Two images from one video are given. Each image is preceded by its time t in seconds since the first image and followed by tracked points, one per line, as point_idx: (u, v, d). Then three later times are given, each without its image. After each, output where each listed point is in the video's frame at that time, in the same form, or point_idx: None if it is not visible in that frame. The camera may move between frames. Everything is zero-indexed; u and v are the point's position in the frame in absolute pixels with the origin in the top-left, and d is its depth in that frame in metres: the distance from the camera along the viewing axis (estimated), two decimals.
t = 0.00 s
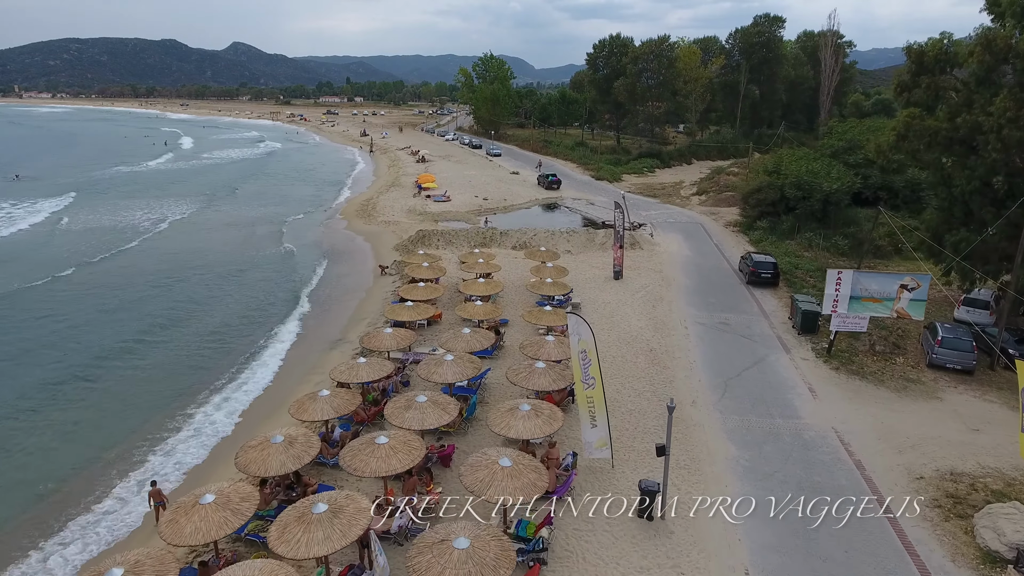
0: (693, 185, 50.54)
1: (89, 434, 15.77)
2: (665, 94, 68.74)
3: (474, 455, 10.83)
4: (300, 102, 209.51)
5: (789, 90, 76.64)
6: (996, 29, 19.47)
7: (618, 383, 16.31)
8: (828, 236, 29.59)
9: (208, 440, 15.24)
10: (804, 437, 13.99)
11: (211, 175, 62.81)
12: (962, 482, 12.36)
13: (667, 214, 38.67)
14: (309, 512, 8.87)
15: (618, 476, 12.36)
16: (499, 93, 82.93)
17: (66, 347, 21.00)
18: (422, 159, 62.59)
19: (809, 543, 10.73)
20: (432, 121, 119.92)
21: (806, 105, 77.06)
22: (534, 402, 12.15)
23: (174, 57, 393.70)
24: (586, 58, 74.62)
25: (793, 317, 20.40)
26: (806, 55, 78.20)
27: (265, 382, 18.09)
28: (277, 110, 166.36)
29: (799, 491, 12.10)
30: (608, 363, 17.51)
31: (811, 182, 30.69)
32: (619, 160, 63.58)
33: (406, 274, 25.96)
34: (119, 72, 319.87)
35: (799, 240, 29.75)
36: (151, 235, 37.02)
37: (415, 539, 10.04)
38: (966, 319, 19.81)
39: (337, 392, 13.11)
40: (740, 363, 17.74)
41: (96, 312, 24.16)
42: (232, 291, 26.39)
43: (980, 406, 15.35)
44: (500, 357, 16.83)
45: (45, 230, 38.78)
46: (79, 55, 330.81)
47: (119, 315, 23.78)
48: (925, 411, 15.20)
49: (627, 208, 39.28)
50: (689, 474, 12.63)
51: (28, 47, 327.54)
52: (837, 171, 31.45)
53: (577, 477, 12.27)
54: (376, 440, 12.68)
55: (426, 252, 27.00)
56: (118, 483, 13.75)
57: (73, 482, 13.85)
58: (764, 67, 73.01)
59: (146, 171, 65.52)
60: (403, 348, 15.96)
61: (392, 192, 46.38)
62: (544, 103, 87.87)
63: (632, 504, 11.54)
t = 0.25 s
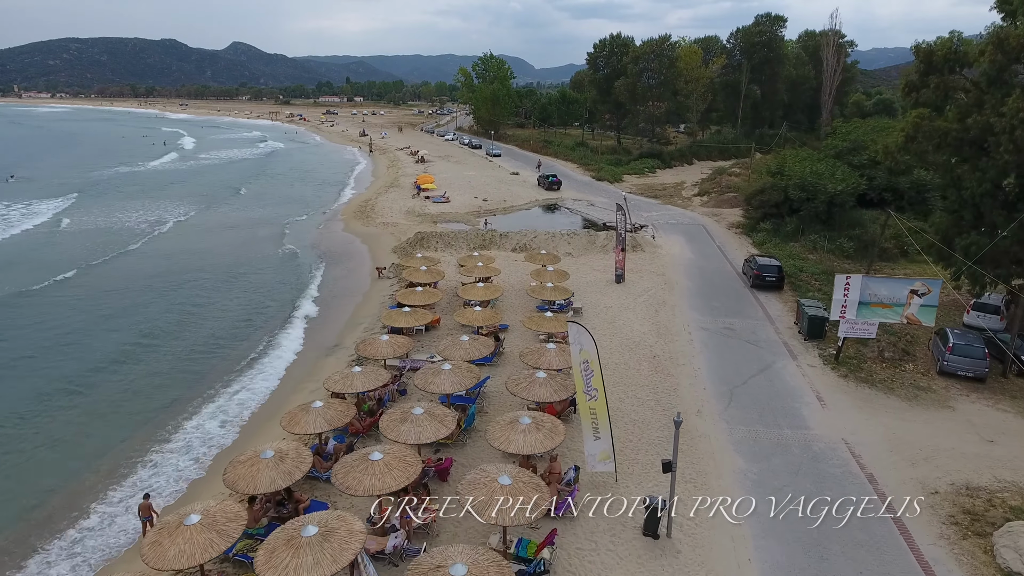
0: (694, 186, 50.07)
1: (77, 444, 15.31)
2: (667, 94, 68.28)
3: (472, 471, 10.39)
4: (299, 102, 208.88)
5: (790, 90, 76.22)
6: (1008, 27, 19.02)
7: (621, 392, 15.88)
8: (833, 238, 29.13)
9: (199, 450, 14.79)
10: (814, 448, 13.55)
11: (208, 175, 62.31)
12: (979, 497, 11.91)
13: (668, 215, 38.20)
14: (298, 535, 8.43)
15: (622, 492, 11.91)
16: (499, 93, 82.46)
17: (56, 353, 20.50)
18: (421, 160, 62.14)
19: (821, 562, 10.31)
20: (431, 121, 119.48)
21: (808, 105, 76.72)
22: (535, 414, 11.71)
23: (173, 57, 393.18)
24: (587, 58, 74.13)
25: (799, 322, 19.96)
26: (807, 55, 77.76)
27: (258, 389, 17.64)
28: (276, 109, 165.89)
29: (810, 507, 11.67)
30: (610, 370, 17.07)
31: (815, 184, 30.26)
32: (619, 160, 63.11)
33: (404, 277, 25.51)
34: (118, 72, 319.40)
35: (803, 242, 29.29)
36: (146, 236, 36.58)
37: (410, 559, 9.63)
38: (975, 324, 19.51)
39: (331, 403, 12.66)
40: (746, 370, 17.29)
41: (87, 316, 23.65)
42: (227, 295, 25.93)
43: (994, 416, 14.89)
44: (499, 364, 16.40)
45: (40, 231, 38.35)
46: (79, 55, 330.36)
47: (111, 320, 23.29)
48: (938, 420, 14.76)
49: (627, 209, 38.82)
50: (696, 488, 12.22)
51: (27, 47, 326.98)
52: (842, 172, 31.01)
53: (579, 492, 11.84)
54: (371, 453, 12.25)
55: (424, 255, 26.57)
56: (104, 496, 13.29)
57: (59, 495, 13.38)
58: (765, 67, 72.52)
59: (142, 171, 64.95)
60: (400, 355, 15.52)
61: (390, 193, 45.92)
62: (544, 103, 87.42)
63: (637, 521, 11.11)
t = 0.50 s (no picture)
0: (696, 186, 49.67)
1: (64, 456, 14.84)
2: (668, 94, 67.86)
3: (471, 489, 9.93)
4: (298, 101, 208.36)
5: (791, 90, 75.83)
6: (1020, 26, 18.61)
7: (625, 402, 15.44)
8: (838, 241, 28.67)
9: (190, 463, 14.32)
10: (824, 461, 13.11)
11: (206, 176, 61.83)
12: (998, 513, 11.48)
13: (670, 217, 37.76)
14: (286, 562, 7.97)
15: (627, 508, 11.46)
16: (499, 93, 82.02)
17: (46, 360, 20.03)
18: (421, 160, 61.72)
19: None
20: (431, 121, 118.99)
21: (809, 105, 76.38)
22: (536, 428, 11.23)
23: (173, 57, 392.68)
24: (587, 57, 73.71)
25: (806, 327, 19.50)
26: (809, 55, 77.41)
27: (250, 397, 17.18)
28: (276, 109, 165.34)
29: (822, 524, 11.24)
30: (613, 379, 16.60)
31: (819, 185, 29.85)
32: (620, 161, 62.72)
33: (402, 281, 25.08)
34: (117, 72, 318.98)
35: (808, 245, 28.82)
36: (141, 238, 36.14)
37: None
38: (986, 328, 18.90)
39: (325, 415, 12.20)
40: (753, 378, 16.84)
41: (79, 321, 23.18)
42: (222, 299, 25.46)
43: (1010, 427, 14.44)
44: (499, 373, 15.93)
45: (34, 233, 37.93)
46: (78, 55, 329.84)
47: (103, 325, 22.81)
48: (953, 431, 14.30)
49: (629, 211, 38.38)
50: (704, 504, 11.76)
51: (26, 47, 326.57)
52: (847, 174, 30.61)
53: (582, 509, 11.38)
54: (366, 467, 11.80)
55: (423, 258, 26.13)
56: (89, 511, 12.84)
57: (44, 511, 12.91)
58: (767, 67, 72.10)
59: (139, 172, 64.43)
60: (397, 364, 15.08)
61: (389, 194, 45.50)
62: (544, 103, 87.04)
63: (642, 540, 10.66)
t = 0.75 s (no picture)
0: (698, 187, 49.22)
1: (50, 468, 14.39)
2: (669, 94, 67.44)
3: (470, 508, 9.48)
4: (298, 101, 207.79)
5: (793, 90, 75.43)
6: None
7: (628, 412, 14.98)
8: (844, 243, 28.21)
9: (179, 476, 13.86)
10: (836, 474, 12.67)
11: (204, 176, 61.35)
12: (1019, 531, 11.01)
13: (673, 218, 37.31)
14: None
15: (632, 526, 11.00)
16: (499, 93, 81.54)
17: (35, 366, 19.57)
18: (420, 160, 61.27)
19: None
20: (431, 121, 118.50)
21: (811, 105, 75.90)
22: (537, 443, 10.77)
23: (172, 56, 392.19)
24: (588, 57, 73.23)
25: (813, 333, 19.04)
26: (811, 55, 76.94)
27: (243, 406, 16.75)
28: (275, 109, 164.78)
29: (834, 542, 10.80)
30: (616, 387, 16.15)
31: (824, 187, 29.41)
32: (621, 161, 62.29)
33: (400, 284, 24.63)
34: (117, 72, 318.60)
35: (813, 248, 28.37)
36: (137, 239, 35.71)
37: None
38: (997, 335, 18.46)
39: (317, 428, 11.74)
40: (760, 386, 16.39)
41: (70, 325, 22.72)
42: (217, 303, 24.99)
43: None
44: (499, 382, 15.47)
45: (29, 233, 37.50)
46: (78, 55, 329.37)
47: (95, 329, 22.35)
48: (969, 443, 13.82)
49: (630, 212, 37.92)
50: (712, 521, 11.31)
51: (26, 47, 326.15)
52: (852, 175, 30.16)
53: (586, 527, 10.91)
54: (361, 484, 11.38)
55: (422, 261, 25.68)
56: (74, 527, 12.39)
57: (26, 527, 12.46)
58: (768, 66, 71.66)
59: (137, 172, 63.91)
60: (393, 373, 14.63)
61: (388, 195, 45.05)
62: (544, 103, 86.59)
63: (648, 560, 10.19)
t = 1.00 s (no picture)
0: (700, 188, 48.76)
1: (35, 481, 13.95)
2: (670, 94, 67.01)
3: (467, 530, 9.03)
4: (298, 101, 207.36)
5: (794, 90, 74.94)
6: None
7: (632, 422, 14.52)
8: (849, 246, 27.74)
9: (169, 491, 13.41)
10: (848, 489, 12.23)
11: (202, 176, 60.91)
12: None
13: (675, 220, 36.85)
14: None
15: (637, 545, 10.55)
16: (499, 93, 81.06)
17: (24, 372, 19.13)
18: (420, 161, 60.84)
19: None
20: (430, 121, 118.06)
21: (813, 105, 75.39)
22: (538, 459, 10.35)
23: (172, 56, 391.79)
24: (589, 57, 72.72)
25: (821, 340, 18.58)
26: (813, 54, 76.41)
27: (235, 416, 16.31)
28: (275, 109, 164.36)
29: (848, 561, 10.38)
30: (620, 396, 15.68)
31: (829, 188, 28.96)
32: (622, 161, 61.87)
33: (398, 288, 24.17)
34: (117, 72, 318.32)
35: (817, 250, 27.92)
36: (132, 241, 35.26)
37: None
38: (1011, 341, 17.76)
39: (309, 442, 11.30)
40: (767, 395, 15.93)
41: (61, 330, 22.27)
42: (211, 306, 24.53)
43: None
44: (499, 391, 15.01)
45: (23, 235, 37.05)
46: (78, 54, 328.99)
47: (87, 334, 21.91)
48: (985, 455, 13.36)
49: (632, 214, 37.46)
50: (721, 540, 10.86)
51: (25, 47, 325.87)
52: (857, 177, 29.68)
53: (589, 546, 10.46)
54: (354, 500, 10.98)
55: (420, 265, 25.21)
56: (58, 546, 11.95)
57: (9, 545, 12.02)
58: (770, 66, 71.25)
59: (135, 172, 63.47)
60: (390, 382, 14.17)
61: (387, 196, 44.60)
62: (545, 103, 86.14)
63: None
